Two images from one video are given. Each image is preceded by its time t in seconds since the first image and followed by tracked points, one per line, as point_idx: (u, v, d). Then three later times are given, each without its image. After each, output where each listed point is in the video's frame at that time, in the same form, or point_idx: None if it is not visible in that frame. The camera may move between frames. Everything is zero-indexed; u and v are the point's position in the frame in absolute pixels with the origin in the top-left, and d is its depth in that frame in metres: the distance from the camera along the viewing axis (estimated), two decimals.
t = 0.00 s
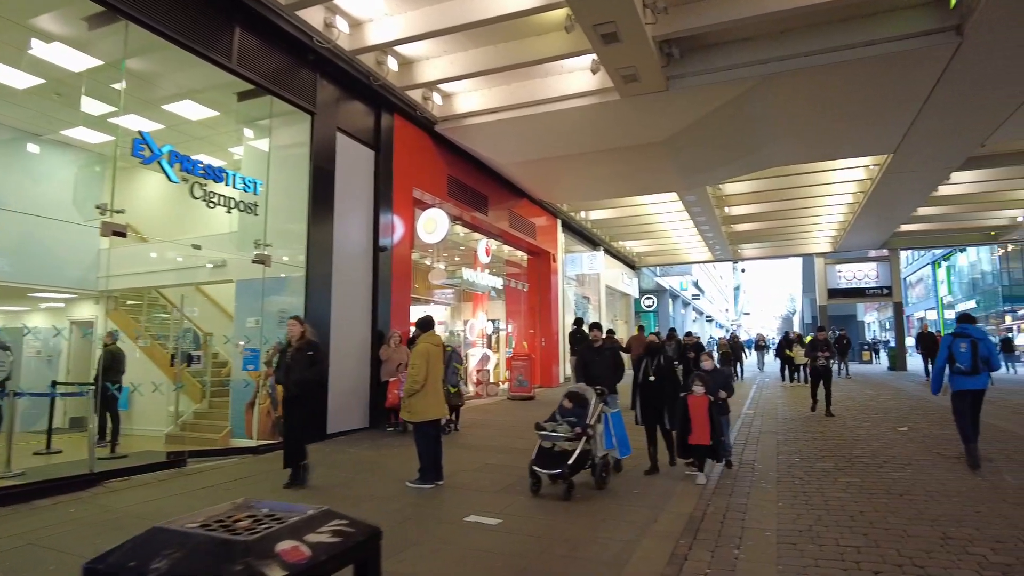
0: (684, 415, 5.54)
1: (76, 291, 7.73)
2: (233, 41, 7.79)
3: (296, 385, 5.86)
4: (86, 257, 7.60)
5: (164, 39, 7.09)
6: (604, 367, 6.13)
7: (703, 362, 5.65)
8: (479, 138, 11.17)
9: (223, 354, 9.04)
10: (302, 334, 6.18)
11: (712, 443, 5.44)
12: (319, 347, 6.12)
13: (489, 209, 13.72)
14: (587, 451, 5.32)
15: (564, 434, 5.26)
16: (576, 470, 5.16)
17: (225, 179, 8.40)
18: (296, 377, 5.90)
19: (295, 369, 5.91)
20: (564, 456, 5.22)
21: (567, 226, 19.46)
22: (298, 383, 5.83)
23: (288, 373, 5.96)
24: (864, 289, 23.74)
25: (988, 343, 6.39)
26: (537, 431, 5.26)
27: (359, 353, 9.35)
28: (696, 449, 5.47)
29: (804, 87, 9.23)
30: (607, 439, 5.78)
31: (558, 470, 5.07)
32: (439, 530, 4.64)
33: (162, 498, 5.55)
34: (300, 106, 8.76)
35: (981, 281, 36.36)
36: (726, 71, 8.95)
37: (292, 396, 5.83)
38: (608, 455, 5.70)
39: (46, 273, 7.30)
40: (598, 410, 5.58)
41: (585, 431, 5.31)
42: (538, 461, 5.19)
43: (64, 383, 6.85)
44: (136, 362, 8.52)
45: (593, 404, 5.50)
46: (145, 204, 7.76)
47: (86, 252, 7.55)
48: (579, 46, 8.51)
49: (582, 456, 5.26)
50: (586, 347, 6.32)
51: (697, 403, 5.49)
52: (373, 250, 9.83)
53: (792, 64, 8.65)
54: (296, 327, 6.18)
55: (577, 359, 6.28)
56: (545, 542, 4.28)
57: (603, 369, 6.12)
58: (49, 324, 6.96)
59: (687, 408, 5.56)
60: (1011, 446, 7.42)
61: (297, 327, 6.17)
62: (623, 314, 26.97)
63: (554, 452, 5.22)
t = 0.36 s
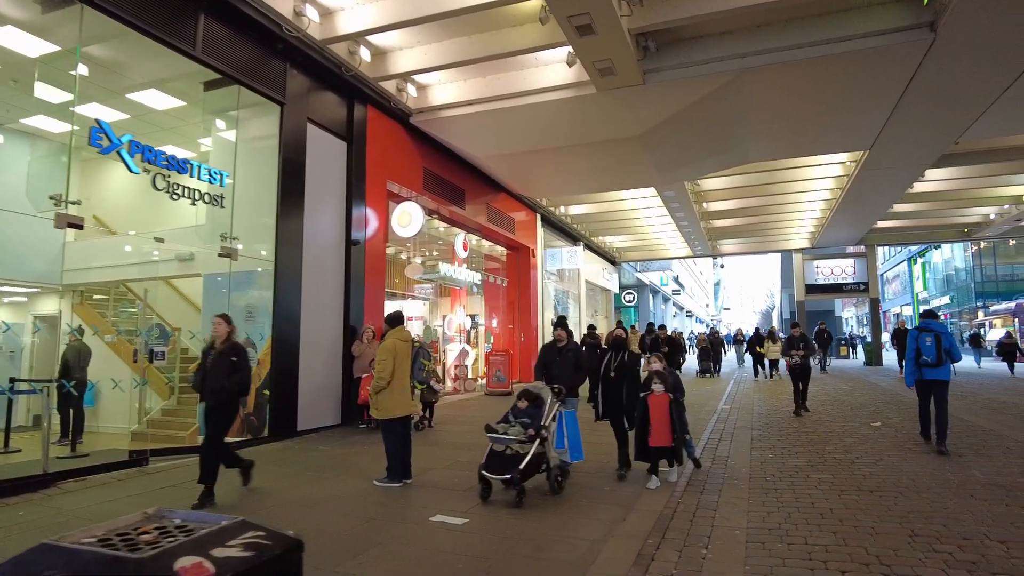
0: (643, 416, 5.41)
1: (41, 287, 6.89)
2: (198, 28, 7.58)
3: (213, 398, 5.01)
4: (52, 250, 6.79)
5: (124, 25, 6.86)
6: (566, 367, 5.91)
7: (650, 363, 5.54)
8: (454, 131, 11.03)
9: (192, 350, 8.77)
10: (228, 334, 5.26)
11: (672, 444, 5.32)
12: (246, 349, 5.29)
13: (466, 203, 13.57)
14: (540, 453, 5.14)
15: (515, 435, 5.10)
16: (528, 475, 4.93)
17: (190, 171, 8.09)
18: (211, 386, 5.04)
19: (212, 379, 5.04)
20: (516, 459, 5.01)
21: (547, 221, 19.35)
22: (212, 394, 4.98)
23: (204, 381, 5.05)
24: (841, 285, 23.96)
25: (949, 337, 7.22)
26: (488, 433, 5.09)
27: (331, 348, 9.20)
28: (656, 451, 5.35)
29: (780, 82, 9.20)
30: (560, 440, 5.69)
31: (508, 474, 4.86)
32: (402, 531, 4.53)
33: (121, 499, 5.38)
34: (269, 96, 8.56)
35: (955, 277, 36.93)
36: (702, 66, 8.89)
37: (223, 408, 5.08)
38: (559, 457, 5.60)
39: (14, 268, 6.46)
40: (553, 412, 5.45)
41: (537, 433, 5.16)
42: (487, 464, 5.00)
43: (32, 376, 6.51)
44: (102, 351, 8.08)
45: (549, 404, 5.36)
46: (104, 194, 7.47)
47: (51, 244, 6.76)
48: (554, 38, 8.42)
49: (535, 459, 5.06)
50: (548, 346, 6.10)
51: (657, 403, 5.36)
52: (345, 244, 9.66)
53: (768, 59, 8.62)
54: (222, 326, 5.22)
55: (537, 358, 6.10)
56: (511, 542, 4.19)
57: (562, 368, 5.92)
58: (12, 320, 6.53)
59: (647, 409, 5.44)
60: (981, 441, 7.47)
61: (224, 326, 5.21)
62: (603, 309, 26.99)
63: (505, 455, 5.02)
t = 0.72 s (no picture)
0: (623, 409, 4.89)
1: (16, 272, 6.67)
2: (173, 6, 7.34)
3: (132, 393, 4.58)
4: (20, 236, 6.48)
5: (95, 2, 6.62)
6: (534, 358, 5.66)
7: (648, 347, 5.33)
8: (440, 116, 10.83)
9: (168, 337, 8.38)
10: (142, 321, 4.81)
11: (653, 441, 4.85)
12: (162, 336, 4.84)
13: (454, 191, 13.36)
14: (503, 451, 4.80)
15: (477, 432, 4.75)
16: (488, 475, 4.55)
17: (165, 154, 7.98)
18: (129, 380, 4.61)
19: (128, 371, 4.62)
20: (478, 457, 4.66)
21: (537, 210, 19.15)
22: (132, 388, 4.56)
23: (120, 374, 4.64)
24: (832, 276, 23.92)
25: (928, 323, 7.60)
26: (446, 428, 4.70)
27: (312, 337, 9.01)
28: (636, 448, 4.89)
29: (771, 67, 9.04)
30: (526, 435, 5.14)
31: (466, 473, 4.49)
32: (378, 524, 4.37)
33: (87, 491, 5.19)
34: (250, 78, 8.32)
35: (944, 269, 37.10)
36: (692, 50, 8.71)
37: (153, 402, 4.66)
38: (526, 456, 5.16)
39: None
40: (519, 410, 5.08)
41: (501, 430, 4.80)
42: (446, 463, 4.61)
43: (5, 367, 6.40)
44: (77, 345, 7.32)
45: (514, 399, 5.04)
46: (78, 176, 7.40)
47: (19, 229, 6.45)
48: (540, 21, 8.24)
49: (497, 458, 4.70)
50: (518, 333, 5.82)
51: (640, 396, 4.86)
52: (328, 231, 9.46)
53: (759, 43, 8.45)
54: (134, 313, 4.78)
55: (505, 346, 5.81)
56: (490, 537, 4.04)
57: (534, 357, 5.63)
58: None
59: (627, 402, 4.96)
60: (970, 431, 7.39)
61: (135, 313, 4.75)
62: (593, 300, 26.86)
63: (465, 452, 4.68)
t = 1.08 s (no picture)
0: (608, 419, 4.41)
1: None
2: None
3: (22, 392, 3.80)
4: None
5: None
6: (497, 359, 5.11)
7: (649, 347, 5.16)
8: (431, 109, 10.60)
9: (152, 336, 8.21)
10: (37, 311, 4.02)
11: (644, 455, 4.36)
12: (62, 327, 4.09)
13: (445, 186, 13.14)
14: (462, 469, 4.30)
15: (431, 447, 4.22)
16: (442, 496, 4.11)
17: (141, 146, 7.72)
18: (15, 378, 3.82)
19: (16, 366, 3.83)
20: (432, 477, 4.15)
21: (530, 206, 18.94)
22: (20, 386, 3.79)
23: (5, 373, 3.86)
24: (826, 273, 23.79)
25: (923, 324, 7.45)
26: (398, 445, 4.18)
27: (298, 335, 8.80)
28: (624, 463, 4.37)
29: (769, 60, 8.85)
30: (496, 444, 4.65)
31: (418, 494, 4.02)
32: (357, 534, 4.17)
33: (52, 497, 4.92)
34: (233, 69, 8.07)
35: (938, 266, 37.15)
36: (687, 42, 8.51)
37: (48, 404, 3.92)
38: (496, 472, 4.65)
39: None
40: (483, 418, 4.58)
41: (460, 443, 4.30)
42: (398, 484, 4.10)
43: None
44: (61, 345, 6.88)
45: (476, 408, 4.50)
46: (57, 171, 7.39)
47: None
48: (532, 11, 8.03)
49: (455, 474, 4.25)
50: (479, 334, 5.31)
51: (626, 404, 4.39)
52: (314, 226, 9.23)
53: (756, 35, 8.25)
54: (25, 301, 3.97)
55: (466, 349, 5.26)
56: (473, 549, 3.85)
57: (497, 360, 5.09)
58: None
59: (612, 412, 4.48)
60: (969, 433, 7.24)
61: (26, 302, 3.95)
62: (587, 296, 26.71)
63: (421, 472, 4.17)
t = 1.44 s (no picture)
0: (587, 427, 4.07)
1: None
2: None
3: None
4: None
5: None
6: (456, 364, 4.85)
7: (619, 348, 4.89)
8: (418, 105, 10.42)
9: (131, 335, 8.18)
10: None
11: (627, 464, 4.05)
12: None
13: (433, 184, 12.96)
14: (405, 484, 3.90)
15: (371, 461, 3.78)
16: (382, 514, 3.68)
17: (112, 138, 7.38)
18: None
19: None
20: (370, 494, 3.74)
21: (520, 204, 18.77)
22: None
23: None
24: (818, 272, 23.72)
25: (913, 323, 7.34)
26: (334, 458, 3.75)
27: (279, 334, 8.61)
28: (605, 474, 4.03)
29: (761, 55, 8.71)
30: (447, 450, 4.24)
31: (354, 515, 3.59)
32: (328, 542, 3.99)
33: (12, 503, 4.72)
34: (212, 61, 7.85)
35: (929, 266, 37.24)
36: (678, 36, 8.36)
37: None
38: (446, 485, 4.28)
39: None
40: (429, 426, 4.18)
41: (402, 455, 3.90)
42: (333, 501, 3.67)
43: None
44: (27, 340, 6.91)
45: (422, 416, 4.14)
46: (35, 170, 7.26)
47: None
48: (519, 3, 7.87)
49: (398, 489, 3.85)
50: (439, 338, 5.00)
51: (607, 411, 4.04)
52: (296, 223, 9.04)
53: (748, 29, 8.11)
54: None
55: (424, 354, 4.97)
56: (449, 557, 3.67)
57: (454, 367, 4.82)
58: None
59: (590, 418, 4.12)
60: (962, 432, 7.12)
61: None
62: (579, 295, 26.57)
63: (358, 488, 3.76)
